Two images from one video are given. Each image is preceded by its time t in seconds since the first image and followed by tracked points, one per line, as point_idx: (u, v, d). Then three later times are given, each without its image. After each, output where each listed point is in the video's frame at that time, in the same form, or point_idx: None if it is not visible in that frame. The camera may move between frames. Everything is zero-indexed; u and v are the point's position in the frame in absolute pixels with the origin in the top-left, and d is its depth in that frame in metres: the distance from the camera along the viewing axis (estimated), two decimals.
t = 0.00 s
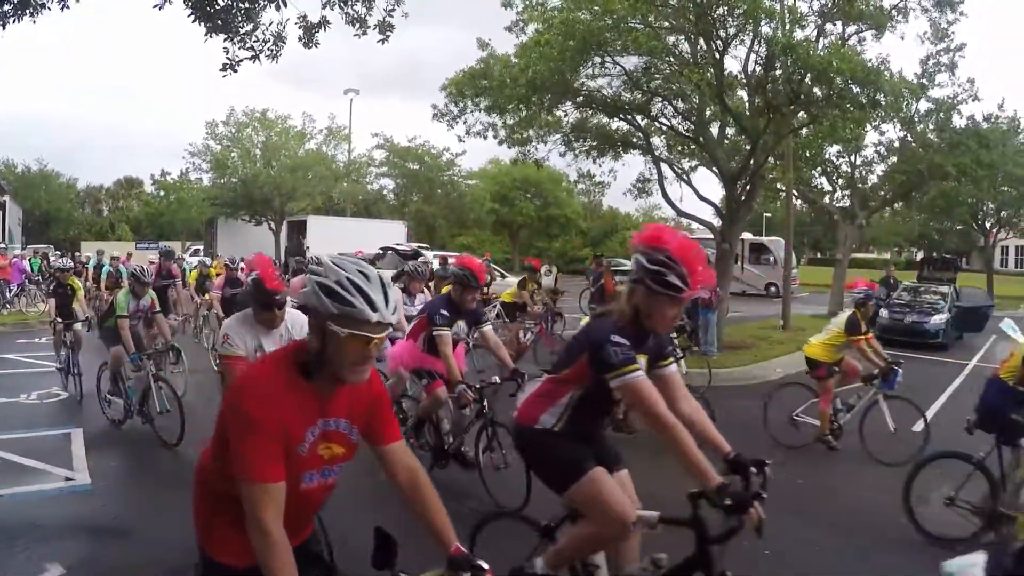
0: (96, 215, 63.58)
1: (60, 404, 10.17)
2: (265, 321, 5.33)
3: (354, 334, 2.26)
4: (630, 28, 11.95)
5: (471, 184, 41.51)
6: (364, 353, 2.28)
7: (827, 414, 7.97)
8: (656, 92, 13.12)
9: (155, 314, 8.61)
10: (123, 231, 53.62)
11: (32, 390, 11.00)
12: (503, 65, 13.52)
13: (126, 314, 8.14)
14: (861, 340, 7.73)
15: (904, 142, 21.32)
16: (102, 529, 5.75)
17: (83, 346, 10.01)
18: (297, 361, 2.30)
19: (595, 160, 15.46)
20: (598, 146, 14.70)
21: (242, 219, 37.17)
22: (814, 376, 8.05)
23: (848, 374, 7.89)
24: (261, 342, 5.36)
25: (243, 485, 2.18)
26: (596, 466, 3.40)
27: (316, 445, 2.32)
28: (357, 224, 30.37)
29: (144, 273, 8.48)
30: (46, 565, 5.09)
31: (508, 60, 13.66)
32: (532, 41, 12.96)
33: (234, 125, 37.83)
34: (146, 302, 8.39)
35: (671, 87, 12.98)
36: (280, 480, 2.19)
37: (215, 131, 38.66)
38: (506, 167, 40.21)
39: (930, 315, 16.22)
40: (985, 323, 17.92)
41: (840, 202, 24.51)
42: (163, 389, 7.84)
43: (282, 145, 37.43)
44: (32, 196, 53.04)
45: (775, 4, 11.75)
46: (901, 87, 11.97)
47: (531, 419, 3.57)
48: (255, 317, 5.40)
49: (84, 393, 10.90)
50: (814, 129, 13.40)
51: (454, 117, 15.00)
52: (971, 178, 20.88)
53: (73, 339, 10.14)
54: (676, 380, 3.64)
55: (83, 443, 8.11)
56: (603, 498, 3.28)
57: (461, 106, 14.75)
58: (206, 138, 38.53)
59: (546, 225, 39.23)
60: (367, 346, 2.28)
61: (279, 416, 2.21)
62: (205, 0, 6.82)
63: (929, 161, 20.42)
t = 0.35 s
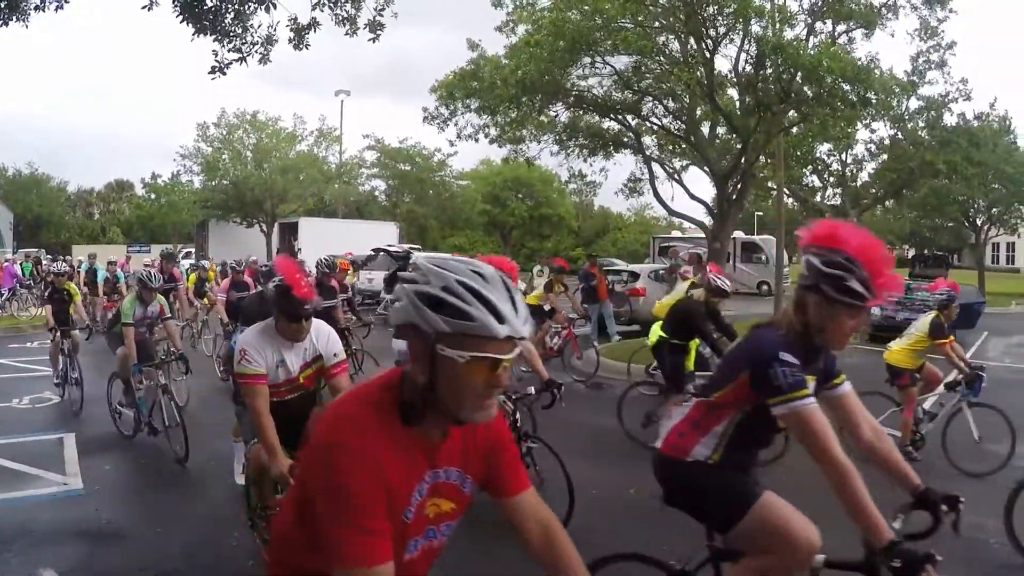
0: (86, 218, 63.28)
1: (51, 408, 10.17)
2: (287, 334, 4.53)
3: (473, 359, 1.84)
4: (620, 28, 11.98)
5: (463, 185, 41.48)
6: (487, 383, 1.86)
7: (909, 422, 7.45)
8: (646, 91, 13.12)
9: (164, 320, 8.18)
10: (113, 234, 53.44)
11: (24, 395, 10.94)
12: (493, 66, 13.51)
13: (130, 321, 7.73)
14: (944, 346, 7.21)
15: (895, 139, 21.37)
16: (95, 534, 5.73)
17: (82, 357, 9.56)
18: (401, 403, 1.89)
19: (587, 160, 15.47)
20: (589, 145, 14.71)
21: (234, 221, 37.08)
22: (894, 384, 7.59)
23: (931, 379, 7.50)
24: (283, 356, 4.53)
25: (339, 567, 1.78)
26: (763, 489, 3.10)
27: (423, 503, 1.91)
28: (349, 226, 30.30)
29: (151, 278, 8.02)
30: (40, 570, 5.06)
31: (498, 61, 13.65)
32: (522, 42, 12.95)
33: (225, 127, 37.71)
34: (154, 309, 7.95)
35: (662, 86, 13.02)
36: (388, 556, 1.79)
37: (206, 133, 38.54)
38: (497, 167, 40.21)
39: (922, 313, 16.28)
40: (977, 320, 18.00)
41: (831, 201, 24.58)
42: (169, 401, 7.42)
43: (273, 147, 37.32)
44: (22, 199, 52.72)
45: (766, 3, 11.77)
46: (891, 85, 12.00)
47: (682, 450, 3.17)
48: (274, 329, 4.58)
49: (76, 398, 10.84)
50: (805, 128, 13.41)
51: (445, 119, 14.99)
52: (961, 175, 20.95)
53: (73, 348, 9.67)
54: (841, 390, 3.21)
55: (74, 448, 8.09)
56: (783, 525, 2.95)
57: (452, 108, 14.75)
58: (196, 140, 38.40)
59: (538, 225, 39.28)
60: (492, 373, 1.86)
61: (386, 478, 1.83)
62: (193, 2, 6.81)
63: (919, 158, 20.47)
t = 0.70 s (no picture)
0: (83, 220, 63.13)
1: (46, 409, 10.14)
2: (328, 350, 3.78)
3: (798, 406, 1.44)
4: (617, 32, 12.02)
5: (459, 187, 41.49)
6: (799, 440, 1.46)
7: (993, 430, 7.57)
8: (643, 94, 13.14)
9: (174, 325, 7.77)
10: (109, 235, 53.33)
11: (18, 397, 10.90)
12: (490, 69, 13.50)
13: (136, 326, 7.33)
14: None
15: (891, 143, 21.40)
16: (91, 535, 5.72)
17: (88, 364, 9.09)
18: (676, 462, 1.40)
19: (583, 163, 15.50)
20: (586, 148, 14.73)
21: (230, 222, 37.04)
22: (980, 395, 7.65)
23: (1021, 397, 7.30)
24: (322, 376, 3.80)
25: None
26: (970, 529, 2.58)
27: None
28: (346, 228, 30.30)
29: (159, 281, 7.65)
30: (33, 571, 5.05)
31: (495, 64, 13.63)
32: (519, 45, 12.96)
33: (222, 128, 37.67)
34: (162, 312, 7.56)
35: (658, 89, 13.04)
36: None
37: (202, 135, 38.50)
38: (494, 169, 40.25)
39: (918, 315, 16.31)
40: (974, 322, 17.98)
41: (828, 204, 24.64)
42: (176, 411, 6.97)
43: (270, 148, 37.28)
44: (18, 200, 52.51)
45: (762, 6, 11.80)
46: (888, 88, 12.03)
47: (886, 491, 2.56)
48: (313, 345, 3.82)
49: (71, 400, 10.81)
50: (802, 131, 13.42)
51: (442, 122, 14.99)
52: (958, 178, 20.96)
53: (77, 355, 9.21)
54: None
55: (70, 450, 8.07)
56: None
57: (449, 111, 14.75)
58: (193, 142, 38.35)
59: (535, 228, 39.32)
60: (807, 423, 1.46)
61: (645, 531, 1.32)
62: (191, 3, 6.82)
63: (916, 161, 20.50)
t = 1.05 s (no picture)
0: (84, 218, 63.11)
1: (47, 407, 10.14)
2: (409, 370, 3.30)
3: None
4: (620, 33, 12.00)
5: (460, 188, 41.50)
6: None
7: None
8: (645, 96, 13.16)
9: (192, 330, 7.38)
10: (110, 234, 53.32)
11: (19, 395, 10.91)
12: (492, 70, 13.49)
13: (151, 329, 6.92)
14: None
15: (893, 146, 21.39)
16: (91, 533, 5.73)
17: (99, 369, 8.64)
18: None
19: (585, 164, 15.50)
20: (587, 150, 14.75)
21: (231, 222, 37.04)
22: None
23: None
24: (401, 399, 3.31)
25: None
26: None
27: None
28: (347, 229, 30.30)
29: (176, 282, 7.26)
30: (34, 569, 5.06)
31: (497, 65, 13.61)
32: (521, 46, 12.94)
33: (223, 128, 37.68)
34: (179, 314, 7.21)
35: (660, 91, 13.05)
36: None
37: (204, 134, 38.49)
38: (495, 170, 40.26)
39: (919, 318, 16.29)
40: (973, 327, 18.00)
41: (829, 206, 24.63)
42: (195, 421, 6.50)
43: (271, 148, 37.28)
44: (20, 197, 52.40)
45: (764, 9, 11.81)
46: (889, 92, 12.03)
47: None
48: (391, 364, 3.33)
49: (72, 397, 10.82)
50: (803, 133, 13.43)
51: (444, 122, 15.00)
52: (959, 182, 20.97)
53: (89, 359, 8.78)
54: None
55: (70, 448, 8.08)
56: None
57: (451, 111, 14.75)
58: (195, 141, 38.36)
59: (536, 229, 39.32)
60: None
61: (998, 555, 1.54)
62: (197, 1, 6.83)
63: (918, 165, 20.47)
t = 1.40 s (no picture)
0: (82, 220, 63.00)
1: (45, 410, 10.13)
2: (549, 401, 2.54)
3: None
4: (617, 34, 12.02)
5: (458, 189, 41.44)
6: None
7: None
8: (643, 98, 13.21)
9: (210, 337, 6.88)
10: (108, 236, 53.27)
11: (17, 397, 10.90)
12: (489, 71, 13.48)
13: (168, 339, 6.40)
14: None
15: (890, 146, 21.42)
16: (87, 536, 5.71)
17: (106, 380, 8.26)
18: None
19: (583, 165, 15.50)
20: (585, 151, 14.76)
21: (229, 223, 37.05)
22: None
23: None
24: (537, 434, 2.54)
25: None
26: None
27: None
28: (344, 231, 30.32)
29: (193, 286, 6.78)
30: (32, 571, 5.05)
31: (495, 65, 13.61)
32: (519, 47, 12.95)
33: (221, 130, 37.69)
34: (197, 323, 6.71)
35: (657, 92, 13.08)
36: None
37: (201, 136, 38.47)
38: (493, 172, 40.29)
39: (917, 319, 16.29)
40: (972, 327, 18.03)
41: (826, 207, 24.67)
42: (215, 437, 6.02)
43: (269, 150, 37.30)
44: (17, 199, 52.22)
45: (762, 10, 11.83)
46: (887, 93, 12.05)
47: None
48: (525, 393, 2.54)
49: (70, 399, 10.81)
50: (801, 134, 13.45)
51: (441, 122, 15.01)
52: (956, 182, 20.99)
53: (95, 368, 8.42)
54: None
55: (67, 450, 8.06)
56: None
57: (449, 112, 14.75)
58: (192, 143, 38.32)
59: (533, 230, 39.35)
60: None
61: None
62: (193, 4, 6.82)
63: (915, 165, 20.49)
